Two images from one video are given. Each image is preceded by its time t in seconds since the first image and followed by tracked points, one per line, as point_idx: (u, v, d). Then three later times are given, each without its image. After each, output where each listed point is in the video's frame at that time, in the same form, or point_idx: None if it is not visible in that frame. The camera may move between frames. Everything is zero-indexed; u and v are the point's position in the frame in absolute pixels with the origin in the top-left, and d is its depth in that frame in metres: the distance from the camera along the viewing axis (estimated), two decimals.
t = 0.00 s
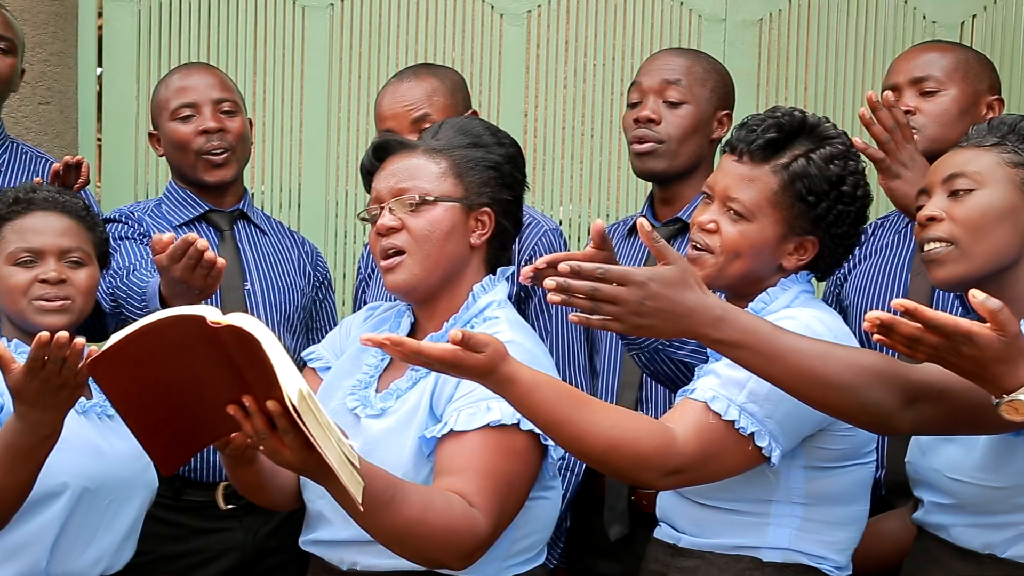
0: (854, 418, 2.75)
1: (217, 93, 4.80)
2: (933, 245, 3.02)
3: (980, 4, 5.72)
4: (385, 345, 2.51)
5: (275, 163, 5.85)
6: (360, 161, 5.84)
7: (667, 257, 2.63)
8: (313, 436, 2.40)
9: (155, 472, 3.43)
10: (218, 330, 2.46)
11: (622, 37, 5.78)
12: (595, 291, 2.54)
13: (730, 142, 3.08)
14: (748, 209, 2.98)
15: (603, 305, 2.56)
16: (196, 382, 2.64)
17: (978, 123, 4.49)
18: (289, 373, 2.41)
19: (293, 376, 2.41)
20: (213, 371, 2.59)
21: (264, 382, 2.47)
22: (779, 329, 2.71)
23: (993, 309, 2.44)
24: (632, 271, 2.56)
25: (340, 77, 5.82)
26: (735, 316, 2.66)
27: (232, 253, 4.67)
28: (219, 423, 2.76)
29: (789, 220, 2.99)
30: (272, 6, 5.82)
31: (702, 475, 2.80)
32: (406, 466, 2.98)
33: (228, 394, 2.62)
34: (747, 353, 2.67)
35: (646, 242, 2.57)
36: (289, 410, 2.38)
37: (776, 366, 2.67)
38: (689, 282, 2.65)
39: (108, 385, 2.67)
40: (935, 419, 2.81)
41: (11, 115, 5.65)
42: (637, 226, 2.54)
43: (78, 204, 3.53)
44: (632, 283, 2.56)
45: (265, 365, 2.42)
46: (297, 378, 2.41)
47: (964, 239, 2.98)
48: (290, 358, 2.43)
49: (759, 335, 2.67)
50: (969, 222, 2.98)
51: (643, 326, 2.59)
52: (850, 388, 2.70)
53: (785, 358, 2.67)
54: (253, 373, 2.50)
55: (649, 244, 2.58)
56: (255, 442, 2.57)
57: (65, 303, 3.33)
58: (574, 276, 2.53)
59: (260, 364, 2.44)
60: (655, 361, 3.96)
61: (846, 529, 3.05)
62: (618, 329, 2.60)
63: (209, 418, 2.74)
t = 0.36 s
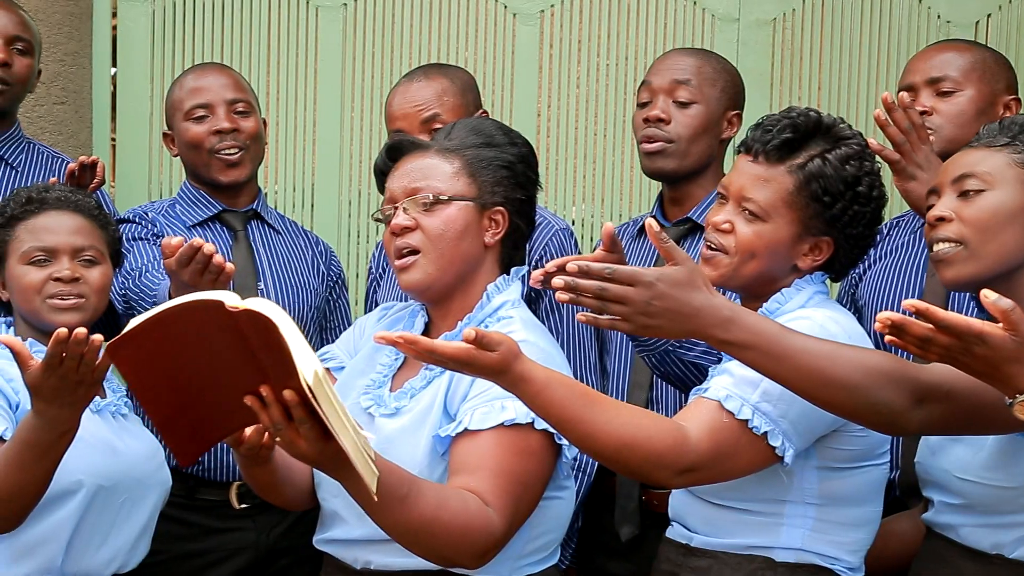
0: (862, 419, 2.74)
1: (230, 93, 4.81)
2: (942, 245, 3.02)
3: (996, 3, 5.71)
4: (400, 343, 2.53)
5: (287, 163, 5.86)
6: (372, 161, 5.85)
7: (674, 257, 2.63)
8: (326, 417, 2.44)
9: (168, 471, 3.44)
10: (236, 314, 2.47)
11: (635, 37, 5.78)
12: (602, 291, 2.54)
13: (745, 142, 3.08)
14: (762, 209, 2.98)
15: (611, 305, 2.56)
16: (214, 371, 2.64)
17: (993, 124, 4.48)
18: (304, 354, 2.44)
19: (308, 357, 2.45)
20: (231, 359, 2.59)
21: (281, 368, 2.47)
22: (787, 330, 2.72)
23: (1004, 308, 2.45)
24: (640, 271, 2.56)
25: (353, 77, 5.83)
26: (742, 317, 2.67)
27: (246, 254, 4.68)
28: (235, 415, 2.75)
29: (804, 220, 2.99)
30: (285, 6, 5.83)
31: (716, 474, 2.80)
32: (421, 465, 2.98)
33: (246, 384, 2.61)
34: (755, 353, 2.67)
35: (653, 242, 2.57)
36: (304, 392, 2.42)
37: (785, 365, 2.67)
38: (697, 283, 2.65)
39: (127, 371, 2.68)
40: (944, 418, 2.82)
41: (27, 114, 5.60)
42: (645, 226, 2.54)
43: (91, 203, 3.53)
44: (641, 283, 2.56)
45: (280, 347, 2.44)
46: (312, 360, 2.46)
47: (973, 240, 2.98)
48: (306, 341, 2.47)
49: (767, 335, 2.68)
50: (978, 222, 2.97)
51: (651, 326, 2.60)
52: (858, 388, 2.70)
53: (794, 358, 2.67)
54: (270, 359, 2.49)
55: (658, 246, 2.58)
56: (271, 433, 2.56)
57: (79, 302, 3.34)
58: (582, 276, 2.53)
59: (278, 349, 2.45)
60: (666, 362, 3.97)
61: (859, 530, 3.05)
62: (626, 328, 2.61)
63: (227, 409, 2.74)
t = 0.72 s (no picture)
0: (880, 418, 2.74)
1: (250, 94, 4.83)
2: (962, 245, 3.02)
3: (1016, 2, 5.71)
4: (422, 340, 2.53)
5: (306, 163, 5.88)
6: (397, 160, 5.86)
7: (693, 257, 2.63)
8: (350, 403, 2.46)
9: (188, 470, 3.45)
10: (262, 302, 2.49)
11: (653, 37, 5.79)
12: (620, 290, 2.54)
13: (768, 142, 3.08)
14: (785, 210, 2.99)
15: (629, 304, 2.57)
16: (239, 360, 2.65)
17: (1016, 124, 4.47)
18: (329, 341, 2.47)
19: (332, 344, 2.47)
20: (255, 348, 2.60)
21: (306, 357, 2.49)
22: (804, 330, 2.72)
23: None
24: (657, 271, 2.57)
25: (371, 77, 5.84)
26: (759, 317, 2.67)
27: (264, 254, 4.70)
28: (258, 404, 2.77)
29: (826, 221, 2.99)
30: (304, 6, 5.85)
31: (736, 472, 2.80)
32: (442, 462, 2.99)
33: (270, 374, 2.63)
34: (772, 353, 2.67)
35: (672, 242, 2.57)
36: (328, 375, 2.43)
37: (803, 364, 2.67)
38: (714, 283, 2.65)
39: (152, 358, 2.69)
40: (963, 417, 2.81)
41: (47, 114, 5.63)
42: (664, 226, 2.54)
43: (110, 203, 3.55)
44: (658, 282, 2.57)
45: (305, 335, 2.46)
46: (336, 345, 2.48)
47: (991, 240, 2.97)
48: (330, 327, 2.51)
49: (784, 335, 2.68)
50: (997, 223, 2.97)
51: (668, 326, 2.60)
52: (876, 388, 2.70)
53: (811, 357, 2.67)
54: (294, 348, 2.51)
55: (676, 245, 2.58)
56: (293, 423, 2.60)
57: (99, 301, 3.35)
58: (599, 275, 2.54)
59: (303, 338, 2.46)
60: (684, 363, 3.97)
61: (879, 531, 3.05)
62: (642, 328, 2.61)
63: (250, 399, 2.75)
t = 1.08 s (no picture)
0: (897, 418, 2.73)
1: (269, 95, 4.84)
2: (982, 246, 3.01)
3: None
4: (442, 341, 2.53)
5: (323, 164, 5.89)
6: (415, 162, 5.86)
7: (711, 257, 2.62)
8: (370, 403, 2.45)
9: (208, 471, 3.46)
10: (281, 302, 2.50)
11: (670, 38, 5.79)
12: (638, 288, 2.54)
13: (788, 143, 3.08)
14: (805, 210, 2.98)
15: (646, 303, 2.56)
16: (258, 361, 2.66)
17: None
18: (348, 341, 2.46)
19: (352, 343, 2.48)
20: (275, 349, 2.61)
21: (326, 358, 2.49)
22: (820, 329, 2.71)
23: None
24: (675, 270, 2.56)
25: (388, 79, 5.85)
26: (775, 317, 2.66)
27: (282, 255, 4.72)
28: (277, 405, 2.78)
29: (847, 221, 2.98)
30: (321, 7, 5.86)
31: (754, 472, 2.80)
32: (459, 463, 2.99)
33: (289, 375, 2.64)
34: (788, 353, 2.67)
35: (690, 242, 2.56)
36: (347, 373, 2.43)
37: (819, 364, 2.67)
38: (731, 282, 2.65)
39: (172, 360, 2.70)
40: (980, 418, 2.80)
41: (66, 115, 5.68)
42: (682, 224, 2.53)
43: (132, 204, 3.56)
44: (675, 281, 2.56)
45: (324, 335, 2.46)
46: (356, 345, 2.47)
47: (1012, 241, 2.96)
48: (350, 328, 2.50)
49: (799, 334, 2.67)
50: (1018, 224, 2.96)
51: (686, 325, 2.60)
52: (894, 388, 2.69)
53: (827, 357, 2.67)
54: (314, 348, 2.51)
55: (693, 244, 2.57)
56: (312, 423, 2.61)
57: (121, 301, 3.36)
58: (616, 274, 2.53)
59: (322, 338, 2.47)
60: (701, 363, 3.96)
61: (898, 532, 3.04)
62: (659, 327, 2.61)
63: (269, 399, 2.76)
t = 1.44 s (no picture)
0: (912, 427, 2.72)
1: (285, 103, 4.86)
2: (997, 253, 3.01)
3: None
4: (459, 351, 2.54)
5: (339, 171, 5.90)
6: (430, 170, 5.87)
7: (723, 264, 2.62)
8: (390, 410, 2.46)
9: (226, 478, 3.47)
10: (303, 309, 2.50)
11: (686, 46, 5.79)
12: (650, 296, 2.54)
13: (805, 151, 3.08)
14: (822, 218, 2.98)
15: (658, 311, 2.57)
16: (278, 369, 2.67)
17: None
18: (370, 348, 2.46)
19: (373, 350, 2.48)
20: (295, 357, 2.62)
21: (346, 365, 2.50)
22: (833, 338, 2.71)
23: None
24: (688, 278, 2.56)
25: (404, 86, 5.87)
26: (789, 325, 2.65)
27: (297, 262, 4.73)
28: (295, 413, 2.79)
29: (863, 229, 2.98)
30: (337, 16, 5.88)
31: (772, 481, 2.79)
32: (476, 470, 3.00)
33: (309, 382, 2.64)
34: (802, 362, 2.66)
35: (703, 250, 2.56)
36: (369, 381, 2.43)
37: (832, 373, 2.66)
38: (744, 290, 2.64)
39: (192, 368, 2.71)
40: (994, 426, 2.79)
41: (84, 123, 5.70)
42: (695, 233, 2.52)
43: (151, 212, 3.57)
44: (688, 289, 2.56)
45: (345, 342, 2.47)
46: (377, 352, 2.47)
47: None
48: (371, 334, 2.50)
49: (813, 343, 2.66)
50: None
51: (698, 333, 2.60)
52: (909, 397, 2.69)
53: (840, 366, 2.66)
54: (335, 356, 2.52)
55: (707, 253, 2.57)
56: (331, 431, 2.61)
57: (139, 309, 3.38)
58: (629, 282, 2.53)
59: (343, 346, 2.47)
60: (717, 371, 3.95)
61: (915, 542, 3.03)
62: (672, 335, 2.61)
63: (288, 407, 2.77)
